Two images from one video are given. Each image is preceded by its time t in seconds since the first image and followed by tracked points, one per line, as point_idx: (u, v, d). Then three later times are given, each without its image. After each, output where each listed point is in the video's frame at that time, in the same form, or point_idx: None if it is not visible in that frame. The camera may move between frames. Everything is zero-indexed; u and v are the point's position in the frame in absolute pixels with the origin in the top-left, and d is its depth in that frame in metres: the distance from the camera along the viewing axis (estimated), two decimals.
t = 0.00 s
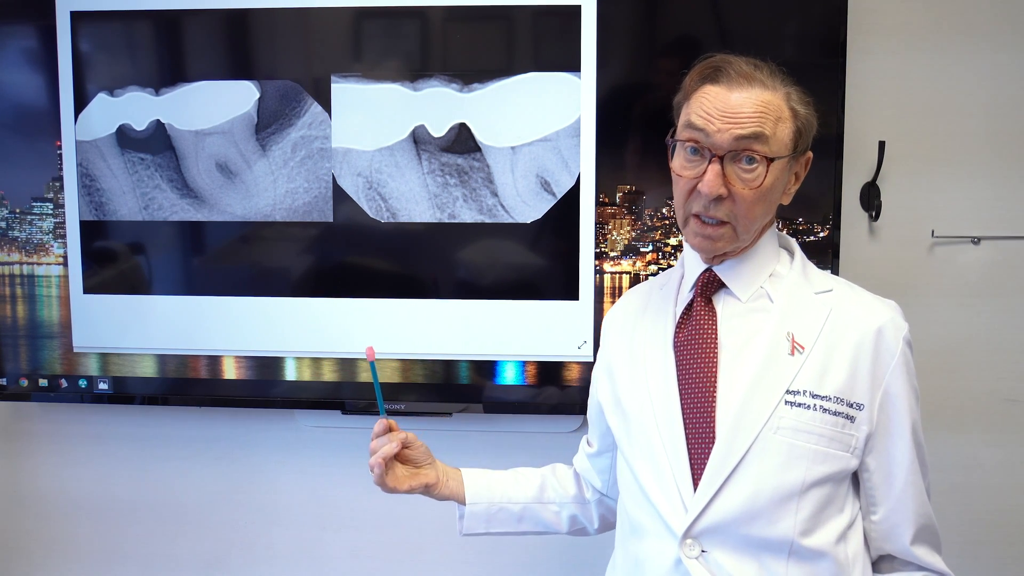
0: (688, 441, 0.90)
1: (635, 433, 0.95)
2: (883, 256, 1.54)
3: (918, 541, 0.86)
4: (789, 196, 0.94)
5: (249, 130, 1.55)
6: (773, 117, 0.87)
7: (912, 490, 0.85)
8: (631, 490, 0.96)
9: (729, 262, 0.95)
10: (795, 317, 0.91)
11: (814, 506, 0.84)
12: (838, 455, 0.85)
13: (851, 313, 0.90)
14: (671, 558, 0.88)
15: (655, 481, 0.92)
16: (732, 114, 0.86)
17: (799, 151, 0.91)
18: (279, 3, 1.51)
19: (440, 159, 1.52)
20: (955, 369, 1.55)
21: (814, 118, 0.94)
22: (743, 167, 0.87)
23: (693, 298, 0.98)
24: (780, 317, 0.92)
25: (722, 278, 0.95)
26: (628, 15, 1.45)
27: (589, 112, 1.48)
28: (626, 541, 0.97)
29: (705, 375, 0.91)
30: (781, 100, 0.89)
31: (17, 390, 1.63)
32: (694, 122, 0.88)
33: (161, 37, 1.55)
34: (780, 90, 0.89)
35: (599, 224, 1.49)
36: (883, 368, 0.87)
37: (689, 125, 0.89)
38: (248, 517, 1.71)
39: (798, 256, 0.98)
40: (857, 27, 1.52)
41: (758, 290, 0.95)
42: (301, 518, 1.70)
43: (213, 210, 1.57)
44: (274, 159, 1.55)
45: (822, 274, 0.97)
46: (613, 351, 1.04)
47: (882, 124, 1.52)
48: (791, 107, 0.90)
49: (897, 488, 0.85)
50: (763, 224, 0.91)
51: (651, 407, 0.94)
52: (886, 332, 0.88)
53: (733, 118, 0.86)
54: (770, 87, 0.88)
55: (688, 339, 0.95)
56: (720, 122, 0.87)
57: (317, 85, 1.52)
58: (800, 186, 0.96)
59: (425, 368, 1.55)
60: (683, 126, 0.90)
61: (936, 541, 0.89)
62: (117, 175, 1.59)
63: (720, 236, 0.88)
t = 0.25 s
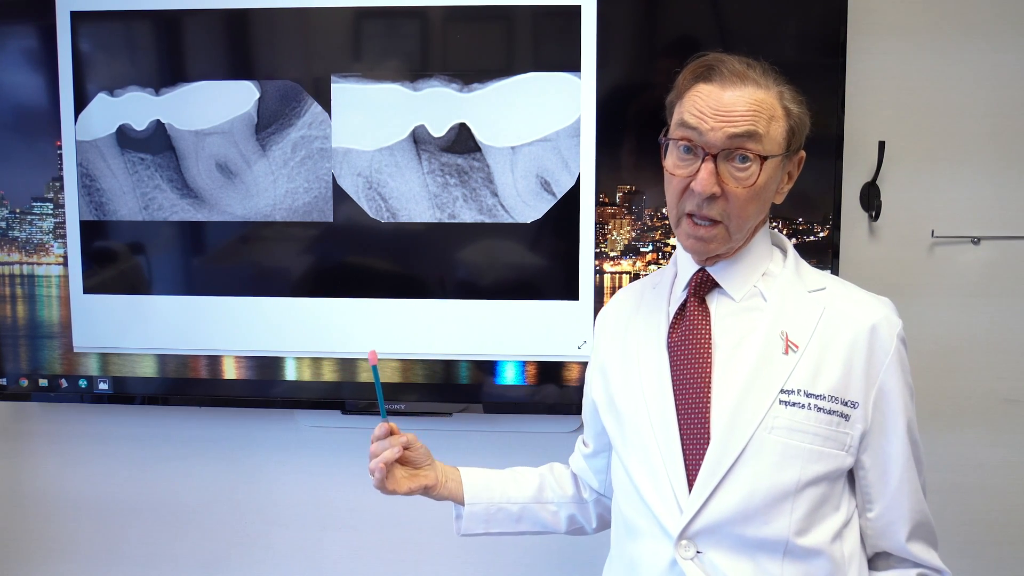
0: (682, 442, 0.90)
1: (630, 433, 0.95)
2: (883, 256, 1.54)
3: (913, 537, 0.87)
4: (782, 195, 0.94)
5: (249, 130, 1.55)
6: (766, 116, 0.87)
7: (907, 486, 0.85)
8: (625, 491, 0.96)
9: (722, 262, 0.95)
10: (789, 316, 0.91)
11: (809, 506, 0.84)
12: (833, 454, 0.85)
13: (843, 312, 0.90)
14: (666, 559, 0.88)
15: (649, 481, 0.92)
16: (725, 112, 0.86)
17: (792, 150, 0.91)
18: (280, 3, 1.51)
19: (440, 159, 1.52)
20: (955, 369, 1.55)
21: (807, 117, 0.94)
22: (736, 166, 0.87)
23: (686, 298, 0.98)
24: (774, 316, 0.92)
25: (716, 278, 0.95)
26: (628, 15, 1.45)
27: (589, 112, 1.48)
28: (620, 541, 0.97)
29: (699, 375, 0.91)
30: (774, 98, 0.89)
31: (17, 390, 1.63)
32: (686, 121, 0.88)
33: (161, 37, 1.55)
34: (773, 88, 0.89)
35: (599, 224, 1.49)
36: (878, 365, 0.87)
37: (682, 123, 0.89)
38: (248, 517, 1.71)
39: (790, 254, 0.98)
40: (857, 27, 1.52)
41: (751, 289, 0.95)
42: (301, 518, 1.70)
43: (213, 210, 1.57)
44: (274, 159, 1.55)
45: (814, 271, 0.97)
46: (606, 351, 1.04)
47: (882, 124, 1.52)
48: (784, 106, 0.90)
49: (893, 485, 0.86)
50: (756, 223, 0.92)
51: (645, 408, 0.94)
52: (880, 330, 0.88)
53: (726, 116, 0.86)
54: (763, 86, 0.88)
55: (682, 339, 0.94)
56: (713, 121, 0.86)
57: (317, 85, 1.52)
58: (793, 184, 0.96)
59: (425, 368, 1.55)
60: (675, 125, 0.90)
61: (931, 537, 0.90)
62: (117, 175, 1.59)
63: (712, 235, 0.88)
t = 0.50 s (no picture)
0: (682, 442, 0.90)
1: (628, 433, 0.95)
2: (882, 256, 1.54)
3: (906, 523, 0.87)
4: (777, 198, 0.95)
5: (250, 130, 1.55)
6: (764, 121, 0.87)
7: (899, 472, 0.86)
8: (623, 491, 0.96)
9: (717, 260, 0.96)
10: (784, 313, 0.92)
11: (810, 499, 0.85)
12: (832, 443, 0.86)
13: (839, 302, 0.91)
14: (667, 559, 0.88)
15: (648, 480, 0.92)
16: (724, 116, 0.86)
17: (789, 154, 0.92)
18: (280, 3, 1.51)
19: (440, 159, 1.52)
20: (954, 369, 1.56)
21: (806, 121, 0.94)
22: (732, 169, 0.88)
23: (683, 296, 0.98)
24: (770, 313, 0.92)
25: (712, 276, 0.96)
26: (628, 15, 1.45)
27: (589, 112, 1.48)
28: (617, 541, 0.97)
29: (698, 373, 0.91)
30: (773, 103, 0.89)
31: (17, 390, 1.64)
32: (685, 122, 0.88)
33: (161, 37, 1.55)
34: (772, 93, 0.89)
35: (599, 223, 1.49)
36: (872, 352, 0.88)
37: (680, 124, 0.89)
38: (248, 517, 1.71)
39: (782, 249, 0.99)
40: (857, 28, 1.52)
41: (746, 286, 0.96)
42: (301, 518, 1.70)
43: (214, 210, 1.57)
44: (274, 159, 1.55)
45: (807, 263, 0.98)
46: (601, 350, 1.03)
47: (882, 124, 1.53)
48: (783, 110, 0.90)
49: (887, 470, 0.86)
50: (749, 225, 0.92)
51: (644, 407, 0.94)
52: (876, 316, 0.89)
53: (725, 120, 0.86)
54: (762, 90, 0.88)
55: (680, 338, 0.94)
56: (712, 124, 0.87)
57: (317, 85, 1.53)
58: (788, 188, 0.96)
59: (425, 368, 1.55)
60: (674, 125, 0.90)
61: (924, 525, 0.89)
62: (118, 175, 1.59)
63: (706, 237, 0.89)
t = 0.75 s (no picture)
0: (673, 442, 0.90)
1: (618, 435, 0.94)
2: (882, 256, 1.54)
3: (899, 523, 0.88)
4: (760, 194, 0.95)
5: (249, 130, 1.55)
6: (743, 115, 0.87)
7: (891, 472, 0.87)
8: (614, 493, 0.95)
9: (701, 259, 0.95)
10: (772, 312, 0.92)
11: (803, 499, 0.85)
12: (823, 444, 0.86)
13: (827, 304, 0.92)
14: (662, 560, 0.87)
15: (640, 482, 0.91)
16: (702, 111, 0.86)
17: (769, 148, 0.92)
18: (280, 3, 1.51)
19: (440, 159, 1.52)
20: (954, 369, 1.56)
21: (785, 115, 0.94)
22: (713, 165, 0.87)
23: (670, 298, 0.97)
24: (758, 312, 0.92)
25: (698, 276, 0.95)
26: (628, 15, 1.45)
27: (589, 112, 1.48)
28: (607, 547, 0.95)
29: (688, 373, 0.91)
30: (752, 98, 0.89)
31: (17, 390, 1.63)
32: (664, 120, 0.88)
33: (161, 37, 1.55)
34: (750, 87, 0.89)
35: (599, 223, 1.49)
36: (861, 353, 0.89)
37: (660, 122, 0.89)
38: (248, 517, 1.71)
39: (767, 250, 0.99)
40: (857, 28, 1.52)
41: (732, 287, 0.96)
42: (301, 519, 1.70)
43: (214, 210, 1.57)
44: (274, 159, 1.55)
45: (793, 266, 0.98)
46: (588, 354, 1.03)
47: (881, 124, 1.52)
48: (762, 105, 0.90)
49: (878, 471, 0.87)
50: (733, 221, 0.92)
51: (633, 408, 0.94)
52: (863, 319, 0.90)
53: (703, 115, 0.86)
54: (740, 85, 0.88)
55: (668, 339, 0.94)
56: (691, 120, 0.87)
57: (317, 85, 1.53)
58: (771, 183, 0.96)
59: (425, 368, 1.55)
60: (653, 124, 0.90)
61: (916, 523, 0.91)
62: (117, 175, 1.59)
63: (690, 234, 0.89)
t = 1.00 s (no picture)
0: (664, 443, 0.90)
1: (607, 437, 0.94)
2: (881, 256, 1.55)
3: (884, 516, 0.88)
4: (731, 181, 0.94)
5: (249, 130, 1.55)
6: (693, 114, 0.87)
7: (876, 466, 0.88)
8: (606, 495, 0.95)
9: (687, 260, 0.95)
10: (759, 310, 0.93)
11: (794, 495, 0.86)
12: (812, 440, 0.87)
13: (810, 303, 0.92)
14: (658, 559, 0.88)
15: (632, 483, 0.91)
16: (652, 122, 0.86)
17: (727, 137, 0.91)
18: (280, 3, 1.51)
19: (440, 159, 1.52)
20: (954, 368, 1.56)
21: (735, 99, 0.94)
22: (676, 169, 0.88)
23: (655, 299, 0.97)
24: (745, 310, 0.93)
25: (683, 277, 0.96)
26: (628, 15, 1.45)
27: (589, 112, 1.48)
28: (598, 548, 0.95)
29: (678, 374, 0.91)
30: (697, 94, 0.88)
31: (17, 390, 1.64)
32: (617, 139, 0.88)
33: (162, 37, 1.55)
34: (693, 84, 0.88)
35: (599, 224, 1.49)
36: (846, 350, 0.90)
37: (614, 142, 0.89)
38: (248, 517, 1.71)
39: (751, 250, 1.00)
40: (857, 28, 1.52)
41: (718, 287, 0.96)
42: (302, 518, 1.70)
43: (213, 210, 1.57)
44: (274, 159, 1.55)
45: (777, 267, 0.99)
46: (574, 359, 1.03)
47: (881, 124, 1.53)
48: (709, 98, 0.90)
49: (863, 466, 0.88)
50: (710, 216, 0.92)
51: (622, 410, 0.94)
52: (846, 317, 0.91)
53: (656, 126, 0.86)
54: (682, 86, 0.88)
55: (656, 340, 0.94)
56: (643, 133, 0.87)
57: (317, 85, 1.53)
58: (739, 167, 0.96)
59: (426, 368, 1.55)
60: (608, 144, 0.91)
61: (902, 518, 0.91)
62: (117, 175, 1.59)
63: (671, 240, 0.89)
